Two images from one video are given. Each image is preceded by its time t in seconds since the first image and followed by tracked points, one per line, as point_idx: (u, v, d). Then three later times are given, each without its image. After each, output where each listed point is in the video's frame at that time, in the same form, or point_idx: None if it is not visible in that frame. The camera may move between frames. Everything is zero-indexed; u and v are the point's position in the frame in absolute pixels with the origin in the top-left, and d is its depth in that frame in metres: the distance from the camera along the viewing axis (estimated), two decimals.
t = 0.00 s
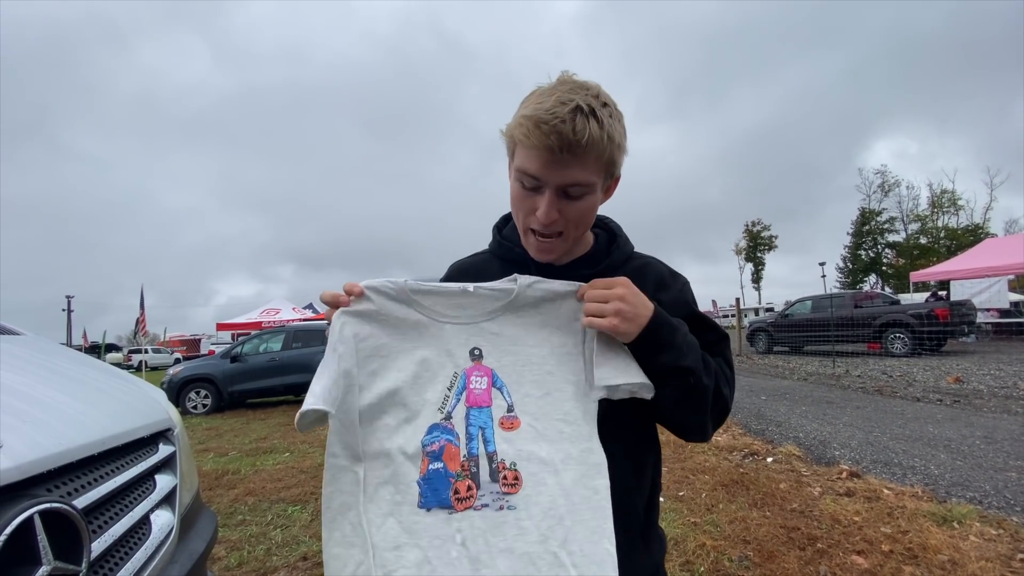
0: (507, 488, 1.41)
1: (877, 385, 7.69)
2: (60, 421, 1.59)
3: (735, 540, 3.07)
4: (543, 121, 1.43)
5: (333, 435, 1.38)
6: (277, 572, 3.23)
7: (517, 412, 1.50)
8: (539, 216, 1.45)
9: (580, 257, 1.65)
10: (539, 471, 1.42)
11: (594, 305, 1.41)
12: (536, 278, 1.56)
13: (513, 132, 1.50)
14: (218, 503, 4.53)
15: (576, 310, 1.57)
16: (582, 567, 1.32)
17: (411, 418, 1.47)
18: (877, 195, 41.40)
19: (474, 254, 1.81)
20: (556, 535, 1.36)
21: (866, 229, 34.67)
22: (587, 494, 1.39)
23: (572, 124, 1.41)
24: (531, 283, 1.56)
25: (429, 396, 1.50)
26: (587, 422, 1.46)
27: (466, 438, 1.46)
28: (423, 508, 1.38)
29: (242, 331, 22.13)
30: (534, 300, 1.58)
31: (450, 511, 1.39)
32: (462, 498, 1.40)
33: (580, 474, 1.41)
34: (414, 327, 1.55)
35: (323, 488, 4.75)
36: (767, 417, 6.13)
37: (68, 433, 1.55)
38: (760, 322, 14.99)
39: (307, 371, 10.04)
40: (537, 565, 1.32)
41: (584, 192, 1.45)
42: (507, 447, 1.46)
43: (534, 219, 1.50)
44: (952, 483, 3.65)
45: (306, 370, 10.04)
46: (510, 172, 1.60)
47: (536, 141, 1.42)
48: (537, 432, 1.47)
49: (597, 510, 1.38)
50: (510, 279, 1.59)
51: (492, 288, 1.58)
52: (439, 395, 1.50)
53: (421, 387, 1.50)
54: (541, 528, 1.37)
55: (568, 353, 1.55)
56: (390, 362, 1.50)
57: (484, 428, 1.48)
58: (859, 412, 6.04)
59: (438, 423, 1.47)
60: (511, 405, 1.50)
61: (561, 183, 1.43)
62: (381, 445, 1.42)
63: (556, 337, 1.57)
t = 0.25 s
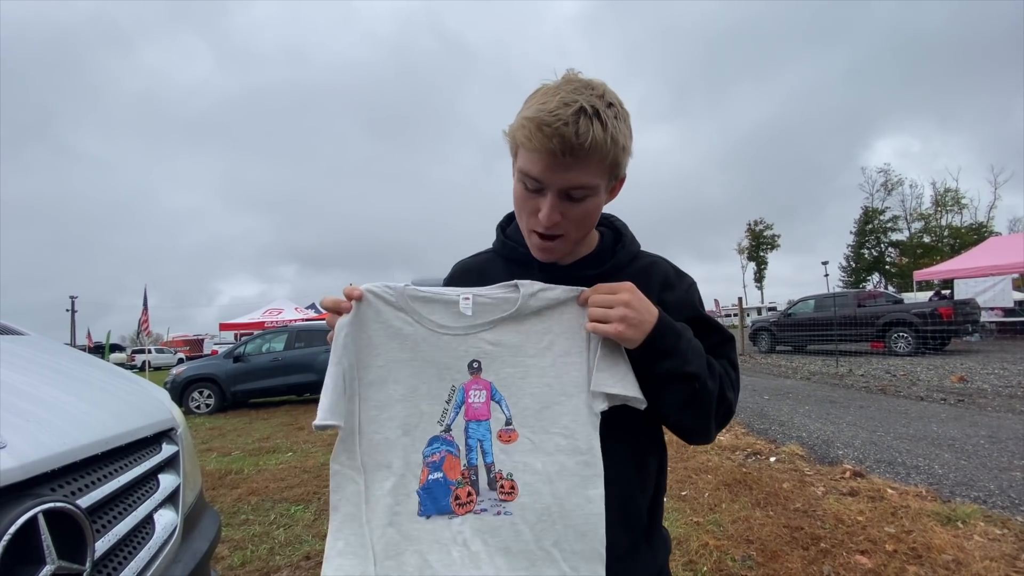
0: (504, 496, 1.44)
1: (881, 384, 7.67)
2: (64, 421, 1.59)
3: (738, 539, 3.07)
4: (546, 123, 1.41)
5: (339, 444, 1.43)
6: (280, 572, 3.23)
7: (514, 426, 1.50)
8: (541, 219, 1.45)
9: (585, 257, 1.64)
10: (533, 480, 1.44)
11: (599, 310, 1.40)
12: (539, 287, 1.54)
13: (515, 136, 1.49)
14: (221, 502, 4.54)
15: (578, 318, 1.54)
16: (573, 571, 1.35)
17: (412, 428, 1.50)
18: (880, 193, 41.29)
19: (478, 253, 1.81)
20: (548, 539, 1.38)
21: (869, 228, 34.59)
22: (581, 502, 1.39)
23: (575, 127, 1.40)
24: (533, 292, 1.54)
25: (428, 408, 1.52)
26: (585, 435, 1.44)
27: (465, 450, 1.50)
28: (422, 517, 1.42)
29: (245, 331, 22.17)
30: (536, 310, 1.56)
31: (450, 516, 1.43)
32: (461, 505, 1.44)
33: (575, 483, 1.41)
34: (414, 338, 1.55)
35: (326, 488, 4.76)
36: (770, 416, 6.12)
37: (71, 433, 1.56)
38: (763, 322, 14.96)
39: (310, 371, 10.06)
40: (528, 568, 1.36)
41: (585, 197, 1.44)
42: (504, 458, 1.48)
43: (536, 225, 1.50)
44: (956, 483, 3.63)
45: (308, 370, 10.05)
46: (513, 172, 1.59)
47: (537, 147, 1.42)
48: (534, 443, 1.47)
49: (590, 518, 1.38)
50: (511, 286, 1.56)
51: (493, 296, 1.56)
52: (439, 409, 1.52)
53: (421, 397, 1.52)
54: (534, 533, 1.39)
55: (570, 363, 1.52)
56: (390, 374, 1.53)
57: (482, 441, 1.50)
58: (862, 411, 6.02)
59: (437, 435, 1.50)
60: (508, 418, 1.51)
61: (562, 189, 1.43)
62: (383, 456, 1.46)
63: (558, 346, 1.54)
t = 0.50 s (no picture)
0: (505, 485, 1.45)
1: (883, 384, 7.65)
2: (67, 421, 1.59)
3: (741, 540, 3.07)
4: (543, 133, 1.40)
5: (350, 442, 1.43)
6: (282, 571, 3.24)
7: (516, 418, 1.51)
8: (540, 227, 1.46)
9: (583, 258, 1.64)
10: (533, 473, 1.45)
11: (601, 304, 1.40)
12: (542, 281, 1.54)
13: (512, 144, 1.49)
14: (223, 502, 4.55)
15: (581, 314, 1.54)
16: (570, 565, 1.34)
17: (418, 418, 1.53)
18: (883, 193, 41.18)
19: (478, 252, 1.81)
20: (546, 531, 1.39)
21: (871, 227, 34.51)
22: (579, 494, 1.40)
23: (573, 137, 1.39)
24: (537, 286, 1.55)
25: (433, 400, 1.54)
26: (582, 427, 1.47)
27: (468, 441, 1.51)
28: (428, 499, 1.46)
29: (247, 331, 22.20)
30: (538, 304, 1.56)
31: (454, 502, 1.47)
32: (464, 493, 1.47)
33: (573, 475, 1.42)
34: (419, 332, 1.56)
35: (328, 487, 4.76)
36: (772, 416, 6.11)
37: (75, 433, 1.56)
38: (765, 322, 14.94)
39: (312, 370, 10.07)
40: (524, 559, 1.37)
41: (583, 204, 1.44)
42: (505, 450, 1.49)
43: (535, 231, 1.50)
44: (959, 483, 3.62)
45: (311, 370, 10.06)
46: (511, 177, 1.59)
47: (534, 155, 1.41)
48: (535, 436, 1.49)
49: (587, 509, 1.38)
50: (515, 281, 1.57)
51: (497, 290, 1.57)
52: (443, 401, 1.54)
53: (426, 389, 1.55)
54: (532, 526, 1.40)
55: (571, 356, 1.54)
56: (396, 367, 1.54)
57: (485, 433, 1.51)
58: (865, 411, 6.01)
59: (442, 426, 1.53)
60: (510, 411, 1.52)
61: (560, 197, 1.43)
62: (389, 448, 1.48)
63: (559, 342, 1.55)
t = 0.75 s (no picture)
0: (508, 482, 1.46)
1: (885, 384, 7.64)
2: (72, 421, 1.60)
3: (742, 539, 3.07)
4: (546, 115, 1.43)
5: (364, 444, 1.43)
6: (285, 571, 3.24)
7: (519, 417, 1.51)
8: (547, 210, 1.46)
9: (583, 256, 1.66)
10: (536, 472, 1.46)
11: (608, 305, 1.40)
12: (545, 282, 1.53)
13: (514, 132, 1.50)
14: (226, 501, 4.56)
15: (585, 314, 1.54)
16: (570, 565, 1.36)
17: (422, 417, 1.52)
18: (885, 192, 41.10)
19: (478, 252, 1.82)
20: (547, 531, 1.40)
21: (874, 227, 34.45)
22: (581, 496, 1.42)
23: (576, 116, 1.42)
24: (540, 287, 1.54)
25: (438, 399, 1.54)
26: (585, 429, 1.47)
27: (472, 439, 1.51)
28: (434, 493, 1.47)
29: (249, 331, 22.24)
30: (542, 304, 1.55)
31: (458, 499, 1.46)
32: (467, 490, 1.46)
33: (576, 476, 1.44)
34: (422, 333, 1.56)
35: (330, 487, 4.77)
36: (774, 416, 6.11)
37: (79, 432, 1.57)
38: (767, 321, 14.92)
39: (314, 370, 10.09)
40: (525, 555, 1.38)
41: (589, 185, 1.45)
42: (508, 447, 1.49)
43: (541, 217, 1.50)
44: (961, 483, 3.62)
45: (313, 370, 10.08)
46: (512, 170, 1.60)
47: (538, 138, 1.43)
48: (538, 434, 1.50)
49: (589, 510, 1.40)
50: (518, 281, 1.56)
51: (500, 291, 1.56)
52: (447, 400, 1.53)
53: (431, 388, 1.54)
54: (534, 525, 1.41)
55: (576, 356, 1.54)
56: (400, 368, 1.54)
57: (488, 431, 1.51)
58: (867, 410, 6.00)
59: (447, 424, 1.52)
60: (513, 410, 1.52)
61: (565, 178, 1.44)
62: (396, 444, 1.49)
63: (562, 343, 1.55)
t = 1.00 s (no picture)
0: (517, 485, 1.47)
1: (887, 384, 7.64)
2: (75, 420, 1.61)
3: (743, 539, 3.07)
4: (548, 92, 1.53)
5: (369, 445, 1.45)
6: (286, 570, 3.25)
7: (527, 420, 1.52)
8: (549, 185, 1.51)
9: (576, 254, 1.70)
10: (545, 476, 1.46)
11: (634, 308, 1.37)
12: (553, 282, 1.52)
13: (518, 109, 1.58)
14: (227, 501, 4.57)
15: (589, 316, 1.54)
16: (576, 569, 1.35)
17: (431, 420, 1.54)
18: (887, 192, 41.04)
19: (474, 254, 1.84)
20: (554, 535, 1.40)
21: (875, 227, 34.41)
22: (590, 502, 1.41)
23: (576, 93, 1.53)
24: (548, 288, 1.52)
25: (447, 402, 1.55)
26: (595, 435, 1.45)
27: (480, 444, 1.51)
28: (446, 497, 1.48)
29: (250, 331, 22.28)
30: (549, 306, 1.54)
31: (466, 505, 1.46)
32: (476, 496, 1.47)
33: (584, 482, 1.42)
34: (428, 335, 1.57)
35: (332, 487, 4.78)
36: (775, 416, 6.10)
37: (82, 431, 1.57)
38: (768, 322, 14.91)
39: (315, 371, 10.10)
40: (531, 557, 1.37)
41: (590, 162, 1.53)
42: (517, 451, 1.50)
43: (542, 192, 1.54)
44: (963, 483, 3.62)
45: (314, 370, 10.09)
46: (509, 159, 1.66)
47: (545, 110, 1.51)
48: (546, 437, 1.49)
49: (597, 516, 1.39)
50: (525, 282, 1.55)
51: (507, 292, 1.55)
52: (456, 403, 1.55)
53: (440, 390, 1.55)
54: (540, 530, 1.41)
55: (584, 360, 1.52)
56: (408, 370, 1.55)
57: (496, 435, 1.52)
58: (869, 411, 5.99)
59: (455, 428, 1.53)
60: (520, 413, 1.53)
61: (570, 152, 1.52)
62: (407, 447, 1.50)
63: (572, 345, 1.54)
